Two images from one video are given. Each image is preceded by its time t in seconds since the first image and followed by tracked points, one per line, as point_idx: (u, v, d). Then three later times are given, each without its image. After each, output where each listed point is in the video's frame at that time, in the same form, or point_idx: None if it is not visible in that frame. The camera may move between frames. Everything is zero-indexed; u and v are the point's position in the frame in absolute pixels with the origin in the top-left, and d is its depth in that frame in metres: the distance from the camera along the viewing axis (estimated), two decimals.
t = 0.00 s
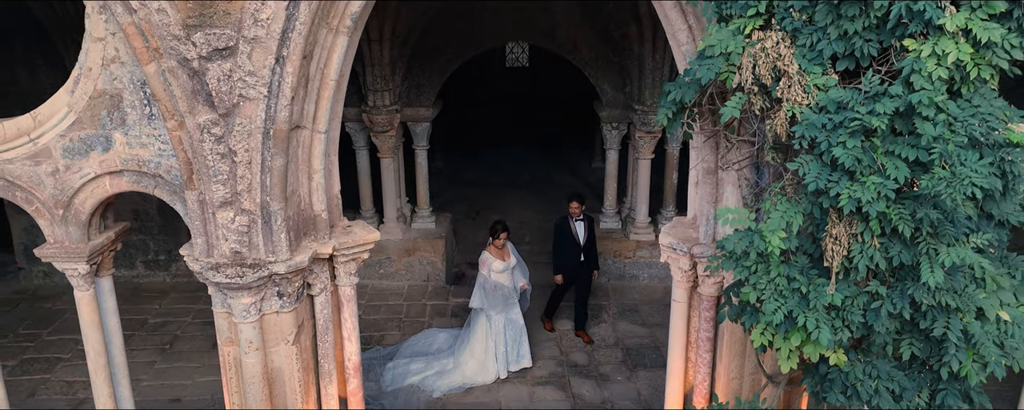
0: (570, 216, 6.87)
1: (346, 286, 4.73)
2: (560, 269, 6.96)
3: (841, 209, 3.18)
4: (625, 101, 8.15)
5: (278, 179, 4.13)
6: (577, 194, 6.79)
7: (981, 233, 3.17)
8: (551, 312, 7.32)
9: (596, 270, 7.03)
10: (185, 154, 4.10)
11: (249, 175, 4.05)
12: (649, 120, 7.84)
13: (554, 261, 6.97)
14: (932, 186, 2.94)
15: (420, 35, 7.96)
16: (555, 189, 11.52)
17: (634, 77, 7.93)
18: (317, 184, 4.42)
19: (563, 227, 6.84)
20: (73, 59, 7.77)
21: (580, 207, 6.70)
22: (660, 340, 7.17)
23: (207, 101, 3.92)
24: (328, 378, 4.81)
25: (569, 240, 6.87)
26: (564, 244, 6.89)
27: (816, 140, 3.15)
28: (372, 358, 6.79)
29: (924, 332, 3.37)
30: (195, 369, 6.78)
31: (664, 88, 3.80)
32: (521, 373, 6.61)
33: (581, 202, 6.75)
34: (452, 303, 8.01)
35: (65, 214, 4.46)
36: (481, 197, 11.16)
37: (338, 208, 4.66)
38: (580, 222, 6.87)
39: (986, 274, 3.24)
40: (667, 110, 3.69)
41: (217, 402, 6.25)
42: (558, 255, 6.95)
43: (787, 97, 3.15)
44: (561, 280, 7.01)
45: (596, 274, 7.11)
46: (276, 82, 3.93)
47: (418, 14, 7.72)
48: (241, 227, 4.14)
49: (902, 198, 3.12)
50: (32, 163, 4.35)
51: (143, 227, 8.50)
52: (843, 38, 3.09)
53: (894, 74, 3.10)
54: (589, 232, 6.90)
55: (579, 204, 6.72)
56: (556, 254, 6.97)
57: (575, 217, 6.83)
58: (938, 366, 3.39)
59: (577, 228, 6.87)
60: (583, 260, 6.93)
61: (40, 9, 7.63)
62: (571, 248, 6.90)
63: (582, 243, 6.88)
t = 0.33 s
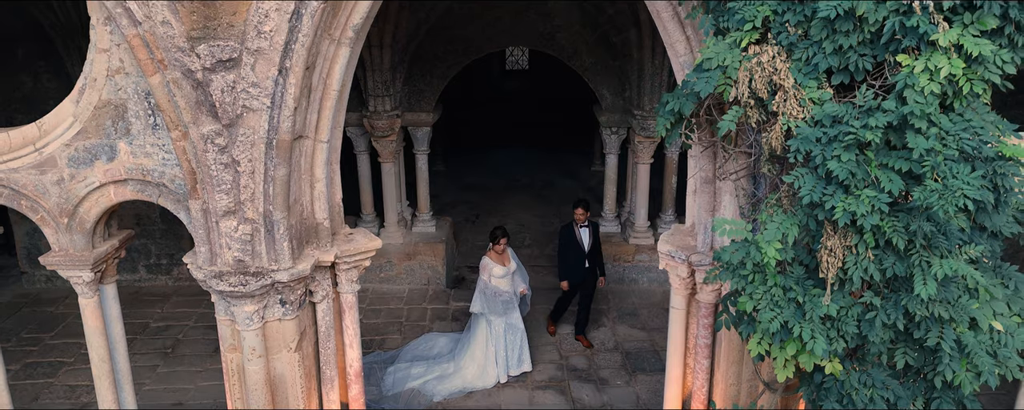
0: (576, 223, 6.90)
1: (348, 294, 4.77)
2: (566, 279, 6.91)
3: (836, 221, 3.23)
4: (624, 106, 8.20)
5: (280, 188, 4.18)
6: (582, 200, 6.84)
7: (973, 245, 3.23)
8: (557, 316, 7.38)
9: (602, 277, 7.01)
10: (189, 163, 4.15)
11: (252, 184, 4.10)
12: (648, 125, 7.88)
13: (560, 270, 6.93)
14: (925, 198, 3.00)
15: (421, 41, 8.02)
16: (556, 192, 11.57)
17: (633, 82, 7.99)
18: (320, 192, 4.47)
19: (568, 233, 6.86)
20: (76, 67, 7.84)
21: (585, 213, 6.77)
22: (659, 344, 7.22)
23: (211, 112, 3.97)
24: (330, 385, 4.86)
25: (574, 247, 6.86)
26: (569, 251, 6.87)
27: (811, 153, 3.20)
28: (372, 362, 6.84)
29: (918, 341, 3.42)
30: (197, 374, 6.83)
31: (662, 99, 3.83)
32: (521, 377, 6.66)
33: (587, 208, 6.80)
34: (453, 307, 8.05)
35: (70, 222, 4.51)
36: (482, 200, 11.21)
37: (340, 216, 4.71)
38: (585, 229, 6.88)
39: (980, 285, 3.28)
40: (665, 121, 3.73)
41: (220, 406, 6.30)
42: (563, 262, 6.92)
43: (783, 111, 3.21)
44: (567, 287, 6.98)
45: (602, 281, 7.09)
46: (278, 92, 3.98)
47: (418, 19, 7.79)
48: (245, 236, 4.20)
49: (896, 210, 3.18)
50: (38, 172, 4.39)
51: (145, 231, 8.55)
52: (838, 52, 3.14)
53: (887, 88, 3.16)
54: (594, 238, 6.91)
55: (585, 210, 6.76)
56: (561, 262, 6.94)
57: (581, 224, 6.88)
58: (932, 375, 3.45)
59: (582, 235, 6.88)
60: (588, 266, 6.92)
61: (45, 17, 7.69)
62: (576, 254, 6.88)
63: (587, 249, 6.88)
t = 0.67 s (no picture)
0: (579, 228, 6.89)
1: (350, 300, 4.82)
2: (568, 283, 6.95)
3: (831, 233, 3.30)
4: (623, 111, 8.25)
5: (283, 198, 4.22)
6: (586, 206, 6.82)
7: (966, 256, 3.29)
8: (564, 322, 7.39)
9: (604, 283, 7.01)
10: (192, 173, 4.20)
11: (255, 194, 4.15)
12: (647, 130, 7.92)
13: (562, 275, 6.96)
14: (919, 210, 3.06)
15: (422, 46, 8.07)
16: (556, 195, 11.63)
17: (631, 87, 8.04)
18: (322, 201, 4.51)
19: (571, 238, 6.88)
20: (79, 74, 7.85)
21: (588, 219, 6.74)
22: (658, 348, 7.27)
23: (214, 122, 4.01)
24: (331, 391, 4.91)
25: (576, 252, 6.90)
26: (571, 256, 6.92)
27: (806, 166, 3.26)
28: (373, 366, 6.89)
29: (912, 351, 3.49)
30: (199, 378, 6.87)
31: (660, 110, 3.86)
32: (521, 381, 6.70)
33: (590, 214, 6.78)
34: (453, 310, 8.10)
35: (75, 231, 4.56)
36: (482, 203, 11.27)
37: (342, 224, 4.75)
38: (588, 234, 6.89)
39: (972, 296, 3.33)
40: (663, 131, 3.75)
41: None
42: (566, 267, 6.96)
43: (779, 125, 3.27)
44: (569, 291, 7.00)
45: (605, 288, 7.08)
46: (281, 103, 4.02)
47: (419, 25, 7.83)
48: (248, 244, 4.25)
49: (889, 223, 3.24)
50: (43, 181, 4.44)
51: (147, 235, 8.61)
52: (833, 67, 3.20)
53: (881, 103, 3.22)
54: (597, 244, 6.92)
55: (588, 216, 6.74)
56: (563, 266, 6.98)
57: (584, 229, 6.85)
58: (926, 384, 3.50)
59: (586, 240, 6.89)
60: (590, 272, 6.95)
61: (45, 19, 7.66)
62: (578, 260, 6.93)
63: (589, 255, 6.91)
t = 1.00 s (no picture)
0: (583, 232, 6.86)
1: (352, 306, 4.87)
2: (569, 286, 6.93)
3: (827, 244, 3.36)
4: (623, 114, 8.29)
5: (286, 206, 4.27)
6: (589, 211, 6.80)
7: (960, 266, 3.34)
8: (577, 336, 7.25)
9: (606, 288, 6.99)
10: (196, 181, 4.25)
11: (259, 202, 4.19)
12: (647, 134, 7.95)
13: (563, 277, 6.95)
14: (914, 221, 3.13)
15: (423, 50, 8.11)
16: (556, 196, 11.67)
17: (631, 91, 8.08)
18: (324, 209, 4.56)
19: (574, 241, 6.85)
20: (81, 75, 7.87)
21: (591, 223, 6.72)
22: (657, 350, 7.32)
23: (217, 131, 4.06)
24: (333, 395, 4.96)
25: (578, 256, 6.88)
26: (574, 259, 6.90)
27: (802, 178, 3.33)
28: (375, 369, 6.94)
29: (907, 358, 3.55)
30: (201, 380, 6.92)
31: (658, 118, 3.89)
32: (521, 383, 6.75)
33: (594, 219, 6.76)
34: (453, 312, 8.15)
35: (79, 237, 4.61)
36: (482, 205, 11.31)
37: (344, 231, 4.80)
38: (591, 239, 6.86)
39: (965, 305, 3.40)
40: (661, 140, 3.78)
41: None
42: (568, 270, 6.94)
43: (775, 137, 3.33)
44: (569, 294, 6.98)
45: (607, 293, 7.05)
46: (284, 113, 4.06)
47: (419, 31, 7.89)
48: (251, 252, 4.29)
49: (884, 234, 3.31)
50: (48, 189, 4.49)
51: (149, 237, 8.66)
52: (829, 80, 3.27)
53: (876, 116, 3.30)
54: (600, 249, 6.90)
55: (591, 221, 6.72)
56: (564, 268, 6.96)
57: (588, 233, 6.82)
58: (921, 391, 3.57)
59: (588, 245, 6.86)
60: (591, 276, 6.93)
61: (48, 23, 7.71)
62: (579, 263, 6.91)
63: (592, 259, 6.90)
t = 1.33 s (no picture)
0: (585, 234, 6.87)
1: (353, 309, 4.92)
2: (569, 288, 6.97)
3: (822, 252, 3.44)
4: (622, 115, 8.33)
5: (289, 211, 4.32)
6: (591, 213, 6.81)
7: (953, 274, 3.41)
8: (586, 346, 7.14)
9: (605, 291, 6.99)
10: (200, 187, 4.30)
11: (262, 207, 4.24)
12: (646, 135, 7.99)
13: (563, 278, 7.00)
14: (910, 230, 3.20)
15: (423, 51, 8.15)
16: (556, 195, 11.73)
17: (631, 93, 8.13)
18: (326, 213, 4.62)
19: (575, 243, 6.88)
20: (86, 77, 7.95)
21: (593, 226, 6.72)
22: (656, 350, 7.39)
23: (221, 138, 4.10)
24: (335, 397, 5.02)
25: (579, 258, 6.89)
26: (575, 261, 6.91)
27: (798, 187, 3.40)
28: (376, 369, 7.01)
29: (901, 364, 3.62)
30: (204, 381, 6.98)
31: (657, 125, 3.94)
32: (521, 383, 6.81)
33: (596, 221, 6.76)
34: (454, 312, 8.21)
35: (84, 242, 4.66)
36: (482, 204, 11.37)
37: (346, 235, 4.85)
38: (593, 241, 6.87)
39: (958, 311, 3.46)
40: (659, 147, 3.83)
41: None
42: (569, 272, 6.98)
43: (771, 146, 3.38)
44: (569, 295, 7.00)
45: (607, 297, 7.03)
46: (287, 119, 4.11)
47: (418, 32, 7.92)
48: (254, 256, 4.34)
49: (878, 242, 3.38)
50: (53, 194, 4.54)
51: (151, 238, 8.72)
52: (824, 90, 3.33)
53: (870, 126, 3.37)
54: (600, 251, 6.89)
55: (593, 223, 6.72)
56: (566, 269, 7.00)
57: (589, 235, 6.83)
58: (914, 395, 3.64)
59: (590, 247, 6.87)
60: (591, 279, 6.91)
61: (53, 28, 7.77)
62: (580, 266, 6.91)
63: (593, 262, 6.88)
